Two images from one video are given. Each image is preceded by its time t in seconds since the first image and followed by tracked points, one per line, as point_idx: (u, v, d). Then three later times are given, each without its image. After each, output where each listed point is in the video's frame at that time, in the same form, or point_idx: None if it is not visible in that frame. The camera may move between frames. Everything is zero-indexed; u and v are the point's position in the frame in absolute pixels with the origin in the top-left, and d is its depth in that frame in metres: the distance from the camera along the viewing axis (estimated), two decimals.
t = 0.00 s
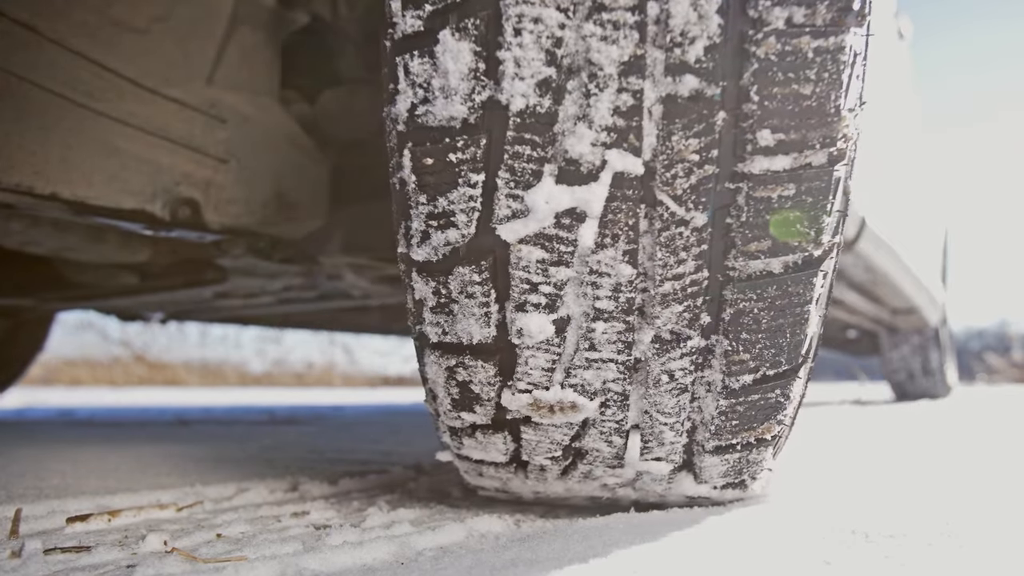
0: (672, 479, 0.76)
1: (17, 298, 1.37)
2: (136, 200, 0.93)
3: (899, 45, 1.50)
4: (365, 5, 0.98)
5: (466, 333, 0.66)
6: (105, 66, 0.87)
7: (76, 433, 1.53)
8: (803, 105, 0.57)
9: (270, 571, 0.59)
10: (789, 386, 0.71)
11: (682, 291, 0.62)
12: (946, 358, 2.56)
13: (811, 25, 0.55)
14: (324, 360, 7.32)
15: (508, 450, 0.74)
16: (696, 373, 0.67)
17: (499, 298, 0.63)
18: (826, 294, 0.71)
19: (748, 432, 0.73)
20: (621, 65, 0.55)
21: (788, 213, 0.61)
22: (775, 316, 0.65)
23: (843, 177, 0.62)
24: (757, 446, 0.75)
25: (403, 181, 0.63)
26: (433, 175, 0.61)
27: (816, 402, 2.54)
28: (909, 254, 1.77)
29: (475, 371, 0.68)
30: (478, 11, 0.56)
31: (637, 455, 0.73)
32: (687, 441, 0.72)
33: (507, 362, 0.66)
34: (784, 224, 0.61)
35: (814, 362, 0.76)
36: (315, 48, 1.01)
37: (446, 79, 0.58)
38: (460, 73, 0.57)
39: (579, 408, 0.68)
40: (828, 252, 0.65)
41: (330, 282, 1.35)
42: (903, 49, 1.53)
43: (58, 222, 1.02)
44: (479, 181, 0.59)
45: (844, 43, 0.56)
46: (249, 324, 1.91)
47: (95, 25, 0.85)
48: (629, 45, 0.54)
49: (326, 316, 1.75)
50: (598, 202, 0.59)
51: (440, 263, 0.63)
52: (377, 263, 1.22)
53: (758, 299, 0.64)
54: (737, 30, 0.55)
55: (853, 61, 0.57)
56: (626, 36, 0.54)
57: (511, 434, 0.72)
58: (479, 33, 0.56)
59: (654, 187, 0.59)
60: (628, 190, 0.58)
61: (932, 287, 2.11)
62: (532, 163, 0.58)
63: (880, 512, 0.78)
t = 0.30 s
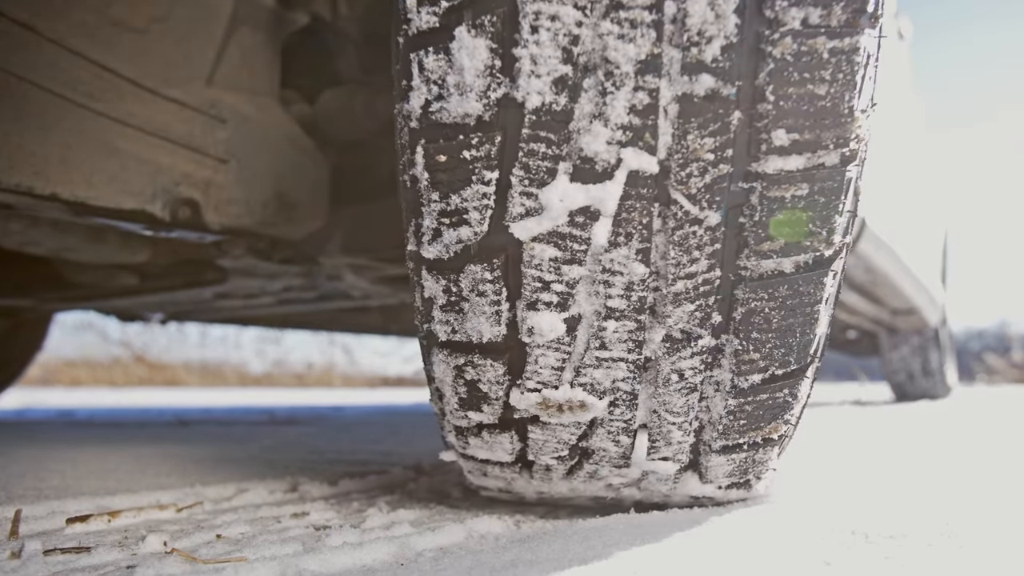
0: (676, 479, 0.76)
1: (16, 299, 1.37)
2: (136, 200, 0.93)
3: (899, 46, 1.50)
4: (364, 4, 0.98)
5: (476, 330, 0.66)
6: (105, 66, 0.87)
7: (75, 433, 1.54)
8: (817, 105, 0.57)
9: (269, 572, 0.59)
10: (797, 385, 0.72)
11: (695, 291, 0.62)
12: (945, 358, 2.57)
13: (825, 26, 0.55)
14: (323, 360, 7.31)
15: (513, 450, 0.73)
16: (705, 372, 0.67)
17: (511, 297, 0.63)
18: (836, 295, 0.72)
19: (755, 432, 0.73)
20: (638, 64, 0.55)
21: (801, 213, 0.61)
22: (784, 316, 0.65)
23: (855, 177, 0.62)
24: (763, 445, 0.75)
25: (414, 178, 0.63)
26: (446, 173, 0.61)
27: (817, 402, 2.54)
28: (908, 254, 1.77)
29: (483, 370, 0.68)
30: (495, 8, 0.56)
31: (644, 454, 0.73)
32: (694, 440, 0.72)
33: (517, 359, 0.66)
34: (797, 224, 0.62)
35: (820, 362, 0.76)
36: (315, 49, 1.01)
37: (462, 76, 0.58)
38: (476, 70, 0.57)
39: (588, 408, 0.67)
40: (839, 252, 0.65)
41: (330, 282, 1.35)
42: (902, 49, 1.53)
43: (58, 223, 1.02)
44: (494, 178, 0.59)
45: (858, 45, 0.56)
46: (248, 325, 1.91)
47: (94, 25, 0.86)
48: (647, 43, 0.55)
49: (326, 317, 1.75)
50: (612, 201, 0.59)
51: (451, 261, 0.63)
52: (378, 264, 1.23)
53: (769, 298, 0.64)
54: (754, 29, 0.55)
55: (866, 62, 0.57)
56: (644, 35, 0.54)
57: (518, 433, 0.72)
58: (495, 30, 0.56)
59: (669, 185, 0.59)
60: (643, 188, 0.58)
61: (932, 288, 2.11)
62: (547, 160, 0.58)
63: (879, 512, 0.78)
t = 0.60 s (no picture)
0: (681, 479, 0.76)
1: (15, 299, 1.37)
2: (136, 201, 0.93)
3: (899, 47, 1.50)
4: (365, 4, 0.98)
5: (484, 330, 0.66)
6: (105, 66, 0.87)
7: (74, 433, 1.54)
8: (827, 106, 0.57)
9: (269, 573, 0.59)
10: (803, 386, 0.72)
11: (703, 291, 0.62)
12: (945, 358, 2.57)
13: (835, 28, 0.55)
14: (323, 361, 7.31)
15: (518, 449, 0.73)
16: (712, 372, 0.67)
17: (520, 296, 0.63)
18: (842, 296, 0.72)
19: (760, 432, 0.73)
20: (651, 64, 0.55)
21: (810, 213, 0.61)
22: (792, 317, 0.66)
23: (864, 178, 0.62)
24: (768, 445, 0.75)
25: (423, 176, 0.63)
26: (456, 171, 0.61)
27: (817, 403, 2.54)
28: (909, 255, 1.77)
29: (490, 369, 0.68)
30: (506, 7, 0.56)
31: (649, 454, 0.73)
32: (699, 440, 0.72)
33: (525, 359, 0.66)
34: (806, 225, 0.62)
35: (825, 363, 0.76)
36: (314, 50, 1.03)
37: (473, 75, 0.58)
38: (487, 69, 0.57)
39: (594, 407, 0.67)
40: (847, 253, 0.65)
41: (331, 283, 1.36)
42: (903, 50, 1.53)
43: (58, 223, 1.02)
44: (504, 177, 0.59)
45: (868, 46, 0.56)
46: (249, 326, 1.91)
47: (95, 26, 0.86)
48: (659, 43, 0.55)
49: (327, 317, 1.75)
50: (623, 201, 0.59)
51: (460, 260, 0.63)
52: (376, 265, 1.24)
53: (777, 298, 0.64)
54: (766, 30, 0.55)
55: (876, 64, 0.58)
56: (657, 35, 0.54)
57: (524, 433, 0.72)
58: (507, 29, 0.56)
59: (679, 185, 0.59)
60: (654, 188, 0.58)
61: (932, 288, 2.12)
62: (558, 160, 0.58)
63: (880, 513, 0.78)
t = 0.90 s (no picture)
0: (682, 480, 0.76)
1: (14, 300, 1.37)
2: (135, 202, 0.92)
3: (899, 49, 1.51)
4: (365, 5, 0.98)
5: (487, 330, 0.66)
6: (104, 67, 0.87)
7: (74, 434, 1.54)
8: (832, 107, 0.57)
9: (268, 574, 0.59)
10: (804, 387, 0.72)
11: (707, 291, 0.62)
12: (944, 360, 2.57)
13: (840, 30, 0.55)
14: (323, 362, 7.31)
15: (520, 450, 0.73)
16: (715, 373, 0.67)
17: (524, 297, 0.63)
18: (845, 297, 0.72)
19: (762, 433, 0.73)
20: (656, 64, 0.55)
21: (814, 214, 0.61)
22: (795, 317, 0.66)
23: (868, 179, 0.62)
24: (770, 446, 0.75)
25: (427, 177, 0.63)
26: (460, 171, 0.61)
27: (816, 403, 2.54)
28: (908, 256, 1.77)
29: (493, 370, 0.68)
30: (512, 7, 0.56)
31: (651, 455, 0.73)
32: (701, 441, 0.72)
33: (528, 360, 0.66)
34: (810, 226, 0.62)
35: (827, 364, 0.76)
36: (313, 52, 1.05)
37: (478, 75, 0.58)
38: (492, 69, 0.57)
39: (597, 407, 0.67)
40: (851, 253, 0.65)
41: (331, 284, 1.36)
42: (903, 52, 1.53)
43: (57, 224, 1.02)
44: (509, 178, 0.59)
45: (872, 48, 0.56)
46: (248, 326, 1.91)
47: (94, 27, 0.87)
48: (665, 44, 0.55)
49: (326, 318, 1.75)
50: (628, 202, 0.59)
51: (464, 261, 0.63)
52: (375, 266, 1.24)
53: (780, 299, 0.64)
54: (770, 31, 0.55)
55: (879, 66, 0.58)
56: (662, 36, 0.54)
57: (527, 434, 0.72)
58: (513, 30, 0.56)
59: (684, 186, 0.59)
60: (658, 189, 0.58)
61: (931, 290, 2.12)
62: (562, 160, 0.58)
63: (881, 515, 0.78)
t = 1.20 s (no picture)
0: (682, 480, 0.76)
1: (14, 300, 1.37)
2: (134, 203, 0.92)
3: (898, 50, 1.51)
4: (365, 5, 0.98)
5: (488, 330, 0.66)
6: (104, 67, 0.88)
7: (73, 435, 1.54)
8: (833, 108, 0.57)
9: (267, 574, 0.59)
10: (805, 387, 0.72)
11: (708, 292, 0.62)
12: (943, 360, 2.58)
13: (841, 31, 0.55)
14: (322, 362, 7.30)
15: (521, 450, 0.73)
16: (716, 374, 0.67)
17: (525, 297, 0.63)
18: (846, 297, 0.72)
19: (763, 433, 0.73)
20: (658, 65, 0.55)
21: (815, 215, 0.61)
22: (796, 318, 0.66)
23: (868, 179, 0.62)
24: (770, 446, 0.75)
25: (428, 177, 0.63)
26: (462, 172, 0.61)
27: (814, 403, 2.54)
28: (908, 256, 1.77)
29: (494, 371, 0.68)
30: (514, 7, 0.56)
31: (651, 455, 0.73)
32: (702, 441, 0.72)
33: (529, 360, 0.66)
34: (812, 226, 0.62)
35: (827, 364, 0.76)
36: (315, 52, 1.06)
37: (480, 76, 0.58)
38: (494, 69, 0.57)
39: (597, 408, 0.67)
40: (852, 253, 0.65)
41: (330, 284, 1.35)
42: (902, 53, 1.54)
43: (57, 225, 1.02)
44: (511, 178, 0.59)
45: (873, 49, 0.56)
46: (248, 327, 1.91)
47: (94, 28, 0.87)
48: (667, 44, 0.55)
49: (326, 319, 1.75)
50: (630, 202, 0.59)
51: (465, 261, 0.63)
52: (375, 266, 1.24)
53: (782, 299, 0.64)
54: (772, 32, 0.55)
55: (880, 67, 0.58)
56: (664, 36, 0.54)
57: (527, 434, 0.72)
58: (515, 30, 0.56)
59: (686, 187, 0.59)
60: (660, 189, 0.58)
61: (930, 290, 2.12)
62: (564, 160, 0.58)
63: (881, 515, 0.78)
